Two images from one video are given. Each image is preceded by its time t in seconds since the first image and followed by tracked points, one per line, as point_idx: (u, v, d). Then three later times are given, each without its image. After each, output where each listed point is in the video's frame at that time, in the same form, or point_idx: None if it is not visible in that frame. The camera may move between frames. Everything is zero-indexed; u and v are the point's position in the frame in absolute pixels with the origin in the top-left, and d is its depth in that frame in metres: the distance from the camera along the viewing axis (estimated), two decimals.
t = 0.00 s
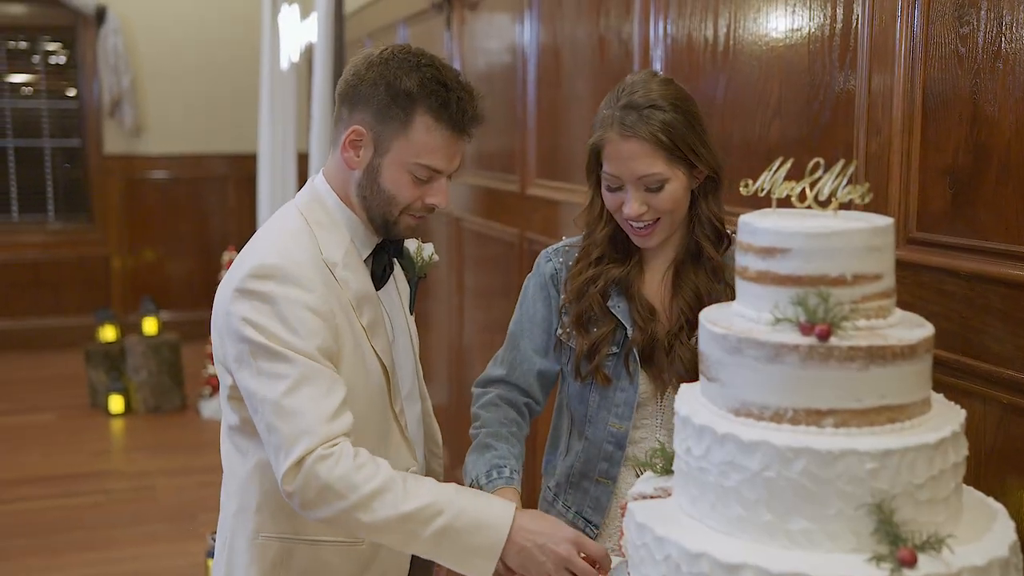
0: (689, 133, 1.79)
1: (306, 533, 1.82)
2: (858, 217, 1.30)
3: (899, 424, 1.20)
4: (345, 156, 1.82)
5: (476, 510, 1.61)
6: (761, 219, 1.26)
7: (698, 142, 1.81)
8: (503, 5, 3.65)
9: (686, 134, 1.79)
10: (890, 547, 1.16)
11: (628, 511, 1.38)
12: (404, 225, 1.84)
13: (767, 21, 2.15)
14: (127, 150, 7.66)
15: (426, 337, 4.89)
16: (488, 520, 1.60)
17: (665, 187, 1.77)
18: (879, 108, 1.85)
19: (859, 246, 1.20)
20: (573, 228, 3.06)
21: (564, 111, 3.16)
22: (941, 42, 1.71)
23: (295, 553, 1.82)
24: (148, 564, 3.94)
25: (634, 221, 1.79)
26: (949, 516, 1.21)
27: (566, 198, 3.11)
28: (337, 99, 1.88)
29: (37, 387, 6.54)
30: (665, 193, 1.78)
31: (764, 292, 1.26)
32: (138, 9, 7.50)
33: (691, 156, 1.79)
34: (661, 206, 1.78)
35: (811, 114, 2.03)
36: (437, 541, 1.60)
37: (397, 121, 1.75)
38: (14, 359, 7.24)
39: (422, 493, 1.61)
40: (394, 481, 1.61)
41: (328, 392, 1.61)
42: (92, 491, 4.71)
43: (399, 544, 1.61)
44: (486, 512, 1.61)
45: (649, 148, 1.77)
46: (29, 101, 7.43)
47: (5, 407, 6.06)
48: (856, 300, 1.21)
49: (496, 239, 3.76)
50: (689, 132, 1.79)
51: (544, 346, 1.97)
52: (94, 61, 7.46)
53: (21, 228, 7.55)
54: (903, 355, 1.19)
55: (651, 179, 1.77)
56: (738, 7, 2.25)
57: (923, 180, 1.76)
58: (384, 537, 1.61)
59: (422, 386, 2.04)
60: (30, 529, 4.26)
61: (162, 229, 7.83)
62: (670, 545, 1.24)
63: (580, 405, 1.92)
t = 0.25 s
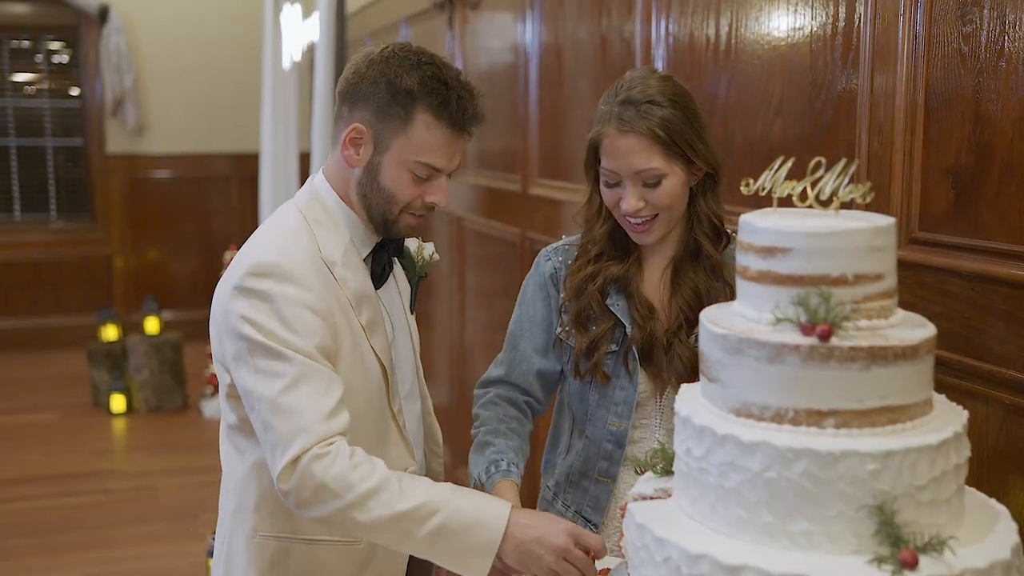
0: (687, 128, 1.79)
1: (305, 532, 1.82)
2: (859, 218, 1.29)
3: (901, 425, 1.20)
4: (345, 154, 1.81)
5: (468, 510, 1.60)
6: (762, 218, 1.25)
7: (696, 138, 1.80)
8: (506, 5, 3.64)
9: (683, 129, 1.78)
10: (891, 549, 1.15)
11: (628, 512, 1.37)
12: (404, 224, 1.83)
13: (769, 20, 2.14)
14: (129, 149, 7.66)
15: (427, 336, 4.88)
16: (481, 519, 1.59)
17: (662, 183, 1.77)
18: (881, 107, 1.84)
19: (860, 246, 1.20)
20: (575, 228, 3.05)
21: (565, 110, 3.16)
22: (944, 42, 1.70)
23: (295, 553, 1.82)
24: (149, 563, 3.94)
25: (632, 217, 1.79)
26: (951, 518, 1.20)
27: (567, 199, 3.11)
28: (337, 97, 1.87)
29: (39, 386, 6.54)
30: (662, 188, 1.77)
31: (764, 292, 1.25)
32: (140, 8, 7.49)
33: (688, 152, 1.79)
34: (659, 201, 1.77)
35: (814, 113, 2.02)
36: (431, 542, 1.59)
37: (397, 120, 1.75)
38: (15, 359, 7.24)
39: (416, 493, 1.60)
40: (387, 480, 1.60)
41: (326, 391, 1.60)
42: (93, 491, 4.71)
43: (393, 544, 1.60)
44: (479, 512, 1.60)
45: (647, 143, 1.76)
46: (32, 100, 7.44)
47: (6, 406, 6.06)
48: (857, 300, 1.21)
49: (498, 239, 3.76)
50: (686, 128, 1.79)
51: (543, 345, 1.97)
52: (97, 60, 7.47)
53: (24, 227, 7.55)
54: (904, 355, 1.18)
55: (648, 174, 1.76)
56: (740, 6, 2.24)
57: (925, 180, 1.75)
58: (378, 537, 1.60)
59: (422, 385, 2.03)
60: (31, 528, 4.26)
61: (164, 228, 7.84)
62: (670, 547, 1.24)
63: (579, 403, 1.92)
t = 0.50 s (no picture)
0: (683, 126, 1.78)
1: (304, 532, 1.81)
2: (859, 217, 1.29)
3: (901, 427, 1.19)
4: (342, 152, 1.81)
5: (443, 520, 1.59)
6: (761, 219, 1.25)
7: (692, 135, 1.79)
8: (507, 4, 3.64)
9: (679, 128, 1.78)
10: (891, 551, 1.15)
11: (626, 513, 1.36)
12: (403, 220, 1.82)
13: (771, 19, 2.13)
14: (132, 148, 7.67)
15: (429, 336, 4.88)
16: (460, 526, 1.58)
17: (658, 181, 1.77)
18: (882, 107, 1.83)
19: (860, 246, 1.19)
20: (576, 228, 3.05)
21: (567, 110, 3.15)
22: (945, 41, 1.69)
23: (294, 552, 1.81)
24: (150, 563, 3.93)
25: (629, 215, 1.79)
26: (952, 520, 1.20)
27: (568, 199, 3.10)
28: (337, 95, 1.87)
29: (41, 385, 6.54)
30: (659, 187, 1.77)
31: (764, 293, 1.24)
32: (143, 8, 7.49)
33: (685, 150, 1.78)
34: (655, 200, 1.77)
35: (815, 113, 2.01)
36: (408, 550, 1.58)
37: (393, 116, 1.74)
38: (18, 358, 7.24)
39: (393, 503, 1.59)
40: (360, 489, 1.58)
41: (312, 395, 1.60)
42: (95, 490, 4.71)
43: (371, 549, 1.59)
44: (455, 521, 1.59)
45: (643, 141, 1.76)
46: (34, 99, 7.42)
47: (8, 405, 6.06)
48: (857, 301, 1.20)
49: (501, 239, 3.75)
50: (683, 126, 1.78)
51: (540, 342, 1.99)
52: (100, 60, 7.47)
53: (26, 226, 7.55)
54: (904, 356, 1.17)
55: (644, 172, 1.76)
56: (742, 5, 2.23)
57: (926, 180, 1.74)
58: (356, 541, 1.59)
59: (423, 383, 2.02)
60: (32, 527, 4.26)
61: (166, 227, 7.85)
62: (669, 549, 1.23)
63: (578, 401, 1.92)
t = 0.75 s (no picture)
0: (691, 125, 1.82)
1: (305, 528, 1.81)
2: (862, 216, 1.28)
3: (904, 427, 1.19)
4: (339, 149, 1.81)
5: (418, 511, 1.56)
6: (765, 218, 1.25)
7: (698, 135, 1.83)
8: (512, 3, 3.63)
9: (685, 127, 1.81)
10: (894, 551, 1.14)
11: (629, 513, 1.36)
12: (400, 216, 1.82)
13: (775, 18, 2.13)
14: (136, 147, 7.67)
15: (432, 335, 4.88)
16: (431, 517, 1.55)
17: (662, 179, 1.81)
18: (885, 107, 1.83)
19: (865, 246, 1.19)
20: (581, 228, 3.04)
21: (571, 110, 3.15)
22: (949, 40, 1.69)
23: (296, 548, 1.81)
24: (154, 562, 3.94)
25: (634, 212, 1.83)
26: (956, 520, 1.19)
27: (573, 198, 3.10)
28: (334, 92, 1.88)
29: (45, 385, 6.55)
30: (663, 184, 1.81)
31: (766, 292, 1.24)
32: (147, 7, 7.49)
33: (690, 149, 1.82)
34: (659, 197, 1.81)
35: (819, 112, 2.01)
36: (388, 544, 1.57)
37: (388, 112, 1.75)
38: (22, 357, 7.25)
39: (370, 494, 1.56)
40: (335, 481, 1.55)
41: (299, 394, 1.59)
42: (99, 489, 4.71)
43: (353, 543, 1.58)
44: (427, 508, 1.56)
45: (648, 138, 1.80)
46: (39, 99, 7.41)
47: (11, 404, 6.07)
48: (860, 300, 1.20)
49: (505, 239, 3.75)
50: (689, 125, 1.82)
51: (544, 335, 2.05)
52: (104, 59, 7.46)
53: (30, 225, 7.55)
54: (909, 355, 1.17)
55: (649, 170, 1.80)
56: (746, 4, 2.22)
57: (930, 179, 1.74)
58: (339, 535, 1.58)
59: (427, 379, 2.02)
60: (36, 527, 4.26)
61: (170, 227, 7.86)
62: (672, 549, 1.23)
63: (580, 395, 1.97)
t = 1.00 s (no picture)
0: (698, 122, 1.84)
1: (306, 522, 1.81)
2: (867, 216, 1.28)
3: (908, 427, 1.19)
4: (330, 149, 1.82)
5: (402, 485, 1.59)
6: (769, 218, 1.25)
7: (706, 132, 1.84)
8: (516, 4, 3.63)
9: (692, 125, 1.83)
10: (899, 551, 1.14)
11: (634, 513, 1.36)
12: (395, 212, 1.83)
13: (779, 18, 2.13)
14: (140, 148, 7.69)
15: (436, 335, 4.88)
16: (416, 488, 1.59)
17: (667, 173, 1.82)
18: (890, 106, 1.83)
19: (869, 246, 1.19)
20: (586, 228, 3.04)
21: (575, 110, 3.15)
22: (953, 40, 1.69)
23: (298, 540, 1.81)
24: (158, 561, 3.94)
25: (640, 206, 1.85)
26: (960, 520, 1.19)
27: (577, 198, 3.10)
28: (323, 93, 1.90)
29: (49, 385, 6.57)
30: (667, 179, 1.82)
31: (771, 291, 1.24)
32: (151, 8, 7.51)
33: (698, 146, 1.83)
34: (663, 192, 1.82)
35: (823, 112, 2.01)
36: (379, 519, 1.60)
37: (375, 108, 1.76)
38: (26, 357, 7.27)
39: (356, 475, 1.59)
40: (320, 464, 1.57)
41: (287, 390, 1.62)
42: (104, 489, 4.72)
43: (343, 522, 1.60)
44: (409, 482, 1.59)
45: (655, 132, 1.83)
46: (43, 99, 7.43)
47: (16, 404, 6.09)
48: (865, 300, 1.20)
49: (509, 239, 3.75)
50: (696, 123, 1.83)
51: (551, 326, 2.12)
52: (108, 59, 7.48)
53: (35, 225, 7.57)
54: (913, 355, 1.17)
55: (655, 164, 1.82)
56: (750, 4, 2.22)
57: (935, 179, 1.74)
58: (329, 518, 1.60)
59: (428, 375, 2.03)
60: (41, 526, 4.27)
61: (174, 226, 7.87)
62: (676, 548, 1.23)
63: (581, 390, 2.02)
